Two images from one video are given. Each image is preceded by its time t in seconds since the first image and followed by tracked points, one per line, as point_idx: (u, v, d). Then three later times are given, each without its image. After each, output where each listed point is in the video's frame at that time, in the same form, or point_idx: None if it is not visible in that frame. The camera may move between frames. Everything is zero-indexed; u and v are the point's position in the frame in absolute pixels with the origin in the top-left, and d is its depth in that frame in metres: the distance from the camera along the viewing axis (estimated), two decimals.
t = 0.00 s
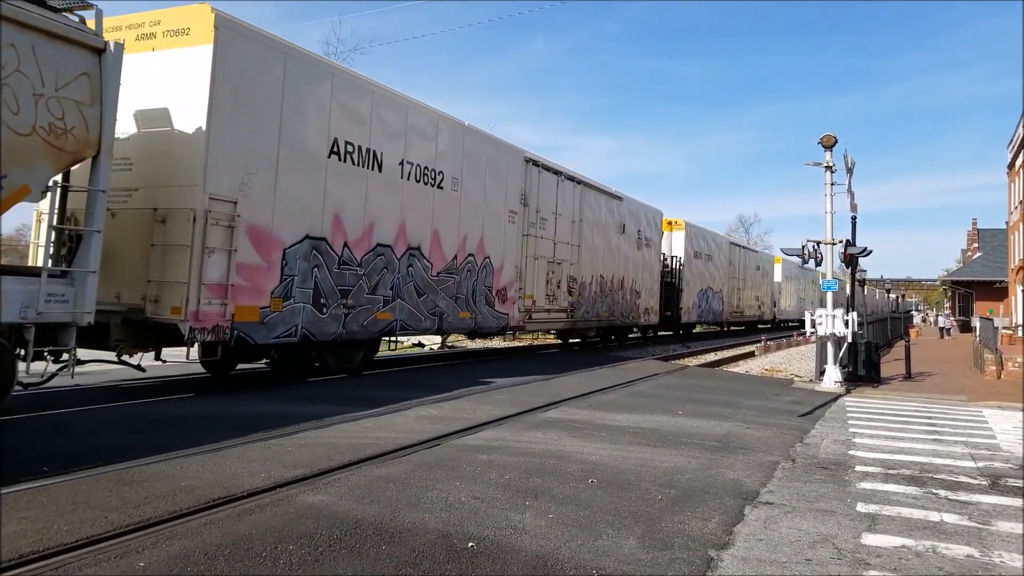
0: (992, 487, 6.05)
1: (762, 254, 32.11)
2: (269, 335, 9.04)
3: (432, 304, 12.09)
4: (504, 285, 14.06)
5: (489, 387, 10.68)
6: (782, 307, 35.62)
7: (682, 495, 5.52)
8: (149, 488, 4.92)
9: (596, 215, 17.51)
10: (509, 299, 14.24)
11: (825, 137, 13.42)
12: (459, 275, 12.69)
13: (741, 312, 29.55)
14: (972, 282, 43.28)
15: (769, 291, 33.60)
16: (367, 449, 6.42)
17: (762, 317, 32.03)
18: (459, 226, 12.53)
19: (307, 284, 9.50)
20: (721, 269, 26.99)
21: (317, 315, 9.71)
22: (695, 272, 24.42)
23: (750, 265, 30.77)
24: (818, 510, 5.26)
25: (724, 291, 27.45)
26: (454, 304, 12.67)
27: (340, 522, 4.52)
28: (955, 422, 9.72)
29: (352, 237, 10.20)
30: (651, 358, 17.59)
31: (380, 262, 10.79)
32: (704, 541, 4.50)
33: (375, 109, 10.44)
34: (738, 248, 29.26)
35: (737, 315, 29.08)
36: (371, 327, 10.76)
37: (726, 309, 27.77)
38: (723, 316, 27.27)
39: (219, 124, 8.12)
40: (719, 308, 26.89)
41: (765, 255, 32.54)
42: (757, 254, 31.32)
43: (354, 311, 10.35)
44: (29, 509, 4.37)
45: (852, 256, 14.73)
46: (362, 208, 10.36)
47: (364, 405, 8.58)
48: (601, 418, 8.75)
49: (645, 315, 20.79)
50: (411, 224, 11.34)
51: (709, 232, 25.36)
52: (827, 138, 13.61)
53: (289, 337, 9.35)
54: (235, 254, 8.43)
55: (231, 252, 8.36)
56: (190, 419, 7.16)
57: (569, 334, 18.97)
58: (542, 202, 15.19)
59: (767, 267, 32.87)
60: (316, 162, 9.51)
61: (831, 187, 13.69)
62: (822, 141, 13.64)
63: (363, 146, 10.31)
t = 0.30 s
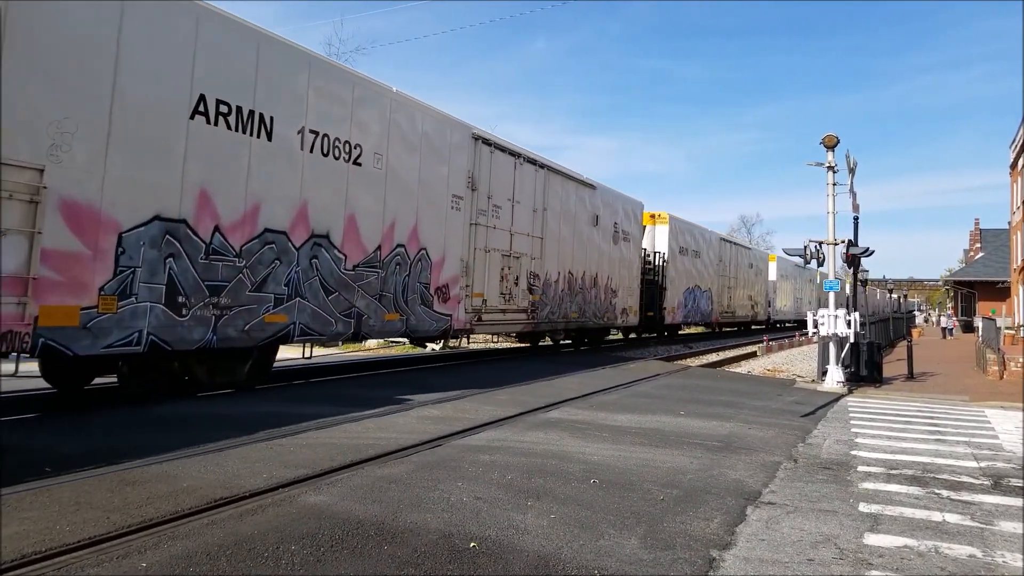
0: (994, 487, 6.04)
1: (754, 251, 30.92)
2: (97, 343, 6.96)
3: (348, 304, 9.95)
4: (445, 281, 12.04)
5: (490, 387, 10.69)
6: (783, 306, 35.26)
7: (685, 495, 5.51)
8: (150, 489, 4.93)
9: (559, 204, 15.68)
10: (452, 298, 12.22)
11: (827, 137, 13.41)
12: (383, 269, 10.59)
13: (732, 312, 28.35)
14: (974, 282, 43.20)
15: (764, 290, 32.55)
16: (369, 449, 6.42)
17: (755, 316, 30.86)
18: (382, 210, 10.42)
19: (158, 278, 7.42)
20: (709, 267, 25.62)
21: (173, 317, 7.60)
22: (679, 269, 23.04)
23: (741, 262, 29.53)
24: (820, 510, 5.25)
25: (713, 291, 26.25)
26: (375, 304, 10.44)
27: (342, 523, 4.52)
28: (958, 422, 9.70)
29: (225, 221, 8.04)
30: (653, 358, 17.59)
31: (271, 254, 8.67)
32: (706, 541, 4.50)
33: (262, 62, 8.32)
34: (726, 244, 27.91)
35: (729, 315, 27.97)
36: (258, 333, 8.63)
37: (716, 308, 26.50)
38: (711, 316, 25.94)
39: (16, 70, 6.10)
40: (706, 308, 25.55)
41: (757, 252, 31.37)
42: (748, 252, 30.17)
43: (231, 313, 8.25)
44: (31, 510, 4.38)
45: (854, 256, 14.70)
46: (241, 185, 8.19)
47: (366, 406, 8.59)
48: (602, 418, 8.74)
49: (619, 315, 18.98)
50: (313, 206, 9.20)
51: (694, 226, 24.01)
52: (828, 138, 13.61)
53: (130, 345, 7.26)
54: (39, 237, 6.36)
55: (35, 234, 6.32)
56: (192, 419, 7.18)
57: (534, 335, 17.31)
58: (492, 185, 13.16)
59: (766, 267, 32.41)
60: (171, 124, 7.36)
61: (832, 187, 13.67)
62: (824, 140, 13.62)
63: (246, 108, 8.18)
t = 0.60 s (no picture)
0: (995, 486, 6.04)
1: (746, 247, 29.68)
2: None
3: (217, 302, 8.12)
4: (363, 276, 10.28)
5: (490, 387, 10.70)
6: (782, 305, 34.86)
7: (685, 494, 5.52)
8: (150, 489, 4.93)
9: (515, 191, 14.00)
10: (372, 295, 10.48)
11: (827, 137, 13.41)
12: (270, 260, 8.74)
13: (723, 312, 27.08)
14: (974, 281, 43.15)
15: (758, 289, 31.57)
16: (369, 450, 6.42)
17: (747, 316, 29.72)
18: (268, 188, 8.61)
19: None
20: (694, 264, 24.32)
21: None
22: (661, 265, 21.73)
23: (732, 258, 28.22)
24: (820, 509, 5.26)
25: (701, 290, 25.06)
26: (256, 304, 8.60)
27: (342, 523, 4.52)
28: (958, 421, 9.70)
29: (16, 193, 6.13)
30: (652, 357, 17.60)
31: (93, 238, 6.78)
32: (707, 540, 4.50)
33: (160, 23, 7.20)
34: (714, 240, 26.61)
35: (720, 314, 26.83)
36: (70, 341, 6.72)
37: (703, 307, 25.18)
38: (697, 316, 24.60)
39: None
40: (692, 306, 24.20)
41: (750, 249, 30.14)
42: (739, 249, 28.95)
43: (27, 315, 6.35)
44: (31, 511, 4.38)
45: (854, 255, 14.69)
46: (44, 148, 6.30)
47: (366, 406, 8.59)
48: (603, 418, 8.75)
49: (585, 315, 17.35)
50: (161, 178, 7.35)
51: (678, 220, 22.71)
52: (828, 138, 13.60)
53: None
54: None
55: None
56: (193, 420, 7.19)
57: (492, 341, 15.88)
58: (427, 165, 11.40)
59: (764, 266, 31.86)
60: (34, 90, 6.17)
61: (832, 186, 13.67)
62: (824, 139, 13.62)
63: (119, 70, 6.83)
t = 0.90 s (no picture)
0: (996, 485, 6.03)
1: (736, 243, 28.14)
2: None
3: (4, 300, 6.04)
4: (242, 268, 8.22)
5: (491, 387, 10.71)
6: (780, 304, 34.38)
7: (686, 494, 5.51)
8: (151, 489, 4.93)
9: (456, 172, 12.09)
10: (256, 292, 8.44)
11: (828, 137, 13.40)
12: (90, 246, 6.59)
13: (711, 311, 25.58)
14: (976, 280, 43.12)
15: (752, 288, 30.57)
16: (370, 450, 6.42)
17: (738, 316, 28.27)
18: (91, 151, 6.50)
19: None
20: (675, 260, 22.62)
21: None
22: (640, 260, 20.16)
23: (720, 254, 26.65)
24: (821, 509, 5.25)
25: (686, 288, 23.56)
26: (69, 304, 6.50)
27: (342, 523, 4.52)
28: (959, 421, 9.69)
29: None
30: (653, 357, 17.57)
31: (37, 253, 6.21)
32: (707, 540, 4.49)
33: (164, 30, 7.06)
34: (700, 234, 24.96)
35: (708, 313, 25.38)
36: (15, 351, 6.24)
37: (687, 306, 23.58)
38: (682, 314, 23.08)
39: None
40: (675, 305, 22.67)
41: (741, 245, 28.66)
42: (729, 244, 27.37)
43: None
44: (33, 511, 4.39)
45: (854, 255, 14.67)
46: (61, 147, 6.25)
47: (366, 406, 8.60)
48: (603, 418, 8.75)
49: (541, 314, 15.49)
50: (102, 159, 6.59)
51: (658, 212, 21.10)
52: (829, 138, 13.60)
53: None
54: None
55: None
56: (194, 420, 7.20)
57: (444, 344, 14.32)
58: (335, 134, 9.38)
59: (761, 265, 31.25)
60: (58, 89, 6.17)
61: (833, 186, 13.66)
62: (825, 139, 13.61)
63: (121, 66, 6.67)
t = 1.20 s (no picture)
0: (996, 485, 6.03)
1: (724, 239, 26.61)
2: None
3: None
4: (44, 258, 6.18)
5: (491, 387, 10.70)
6: (777, 303, 33.73)
7: (686, 494, 5.51)
8: (152, 490, 4.93)
9: (375, 145, 10.23)
10: (68, 288, 6.39)
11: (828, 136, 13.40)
12: None
13: (695, 310, 24.01)
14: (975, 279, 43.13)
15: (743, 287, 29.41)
16: (370, 449, 6.43)
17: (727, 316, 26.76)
18: None
19: None
20: (654, 255, 20.89)
21: None
22: (613, 255, 18.50)
23: (706, 250, 25.00)
24: (821, 509, 5.25)
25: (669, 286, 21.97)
26: None
27: (342, 524, 4.51)
28: (959, 420, 9.67)
29: None
30: (653, 357, 17.52)
31: None
32: (708, 540, 4.49)
33: None
34: (683, 228, 23.22)
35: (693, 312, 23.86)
36: None
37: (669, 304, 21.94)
38: (663, 313, 21.46)
39: None
40: (655, 303, 21.03)
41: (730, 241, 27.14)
42: (715, 239, 25.83)
43: None
44: (33, 511, 4.39)
45: (854, 254, 14.67)
46: None
47: (366, 407, 8.61)
48: (604, 417, 8.75)
49: (490, 315, 13.61)
50: None
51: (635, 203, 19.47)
52: (829, 137, 13.59)
53: None
54: None
55: None
56: (195, 421, 7.20)
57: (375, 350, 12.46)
58: (197, 87, 7.48)
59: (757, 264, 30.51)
60: None
61: (833, 186, 13.66)
62: (825, 138, 13.61)
63: None
